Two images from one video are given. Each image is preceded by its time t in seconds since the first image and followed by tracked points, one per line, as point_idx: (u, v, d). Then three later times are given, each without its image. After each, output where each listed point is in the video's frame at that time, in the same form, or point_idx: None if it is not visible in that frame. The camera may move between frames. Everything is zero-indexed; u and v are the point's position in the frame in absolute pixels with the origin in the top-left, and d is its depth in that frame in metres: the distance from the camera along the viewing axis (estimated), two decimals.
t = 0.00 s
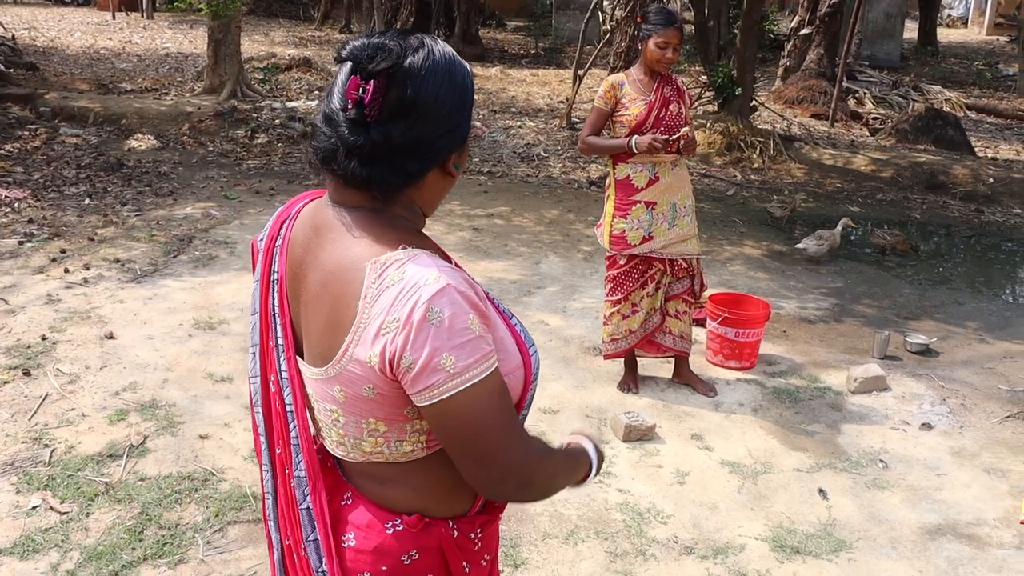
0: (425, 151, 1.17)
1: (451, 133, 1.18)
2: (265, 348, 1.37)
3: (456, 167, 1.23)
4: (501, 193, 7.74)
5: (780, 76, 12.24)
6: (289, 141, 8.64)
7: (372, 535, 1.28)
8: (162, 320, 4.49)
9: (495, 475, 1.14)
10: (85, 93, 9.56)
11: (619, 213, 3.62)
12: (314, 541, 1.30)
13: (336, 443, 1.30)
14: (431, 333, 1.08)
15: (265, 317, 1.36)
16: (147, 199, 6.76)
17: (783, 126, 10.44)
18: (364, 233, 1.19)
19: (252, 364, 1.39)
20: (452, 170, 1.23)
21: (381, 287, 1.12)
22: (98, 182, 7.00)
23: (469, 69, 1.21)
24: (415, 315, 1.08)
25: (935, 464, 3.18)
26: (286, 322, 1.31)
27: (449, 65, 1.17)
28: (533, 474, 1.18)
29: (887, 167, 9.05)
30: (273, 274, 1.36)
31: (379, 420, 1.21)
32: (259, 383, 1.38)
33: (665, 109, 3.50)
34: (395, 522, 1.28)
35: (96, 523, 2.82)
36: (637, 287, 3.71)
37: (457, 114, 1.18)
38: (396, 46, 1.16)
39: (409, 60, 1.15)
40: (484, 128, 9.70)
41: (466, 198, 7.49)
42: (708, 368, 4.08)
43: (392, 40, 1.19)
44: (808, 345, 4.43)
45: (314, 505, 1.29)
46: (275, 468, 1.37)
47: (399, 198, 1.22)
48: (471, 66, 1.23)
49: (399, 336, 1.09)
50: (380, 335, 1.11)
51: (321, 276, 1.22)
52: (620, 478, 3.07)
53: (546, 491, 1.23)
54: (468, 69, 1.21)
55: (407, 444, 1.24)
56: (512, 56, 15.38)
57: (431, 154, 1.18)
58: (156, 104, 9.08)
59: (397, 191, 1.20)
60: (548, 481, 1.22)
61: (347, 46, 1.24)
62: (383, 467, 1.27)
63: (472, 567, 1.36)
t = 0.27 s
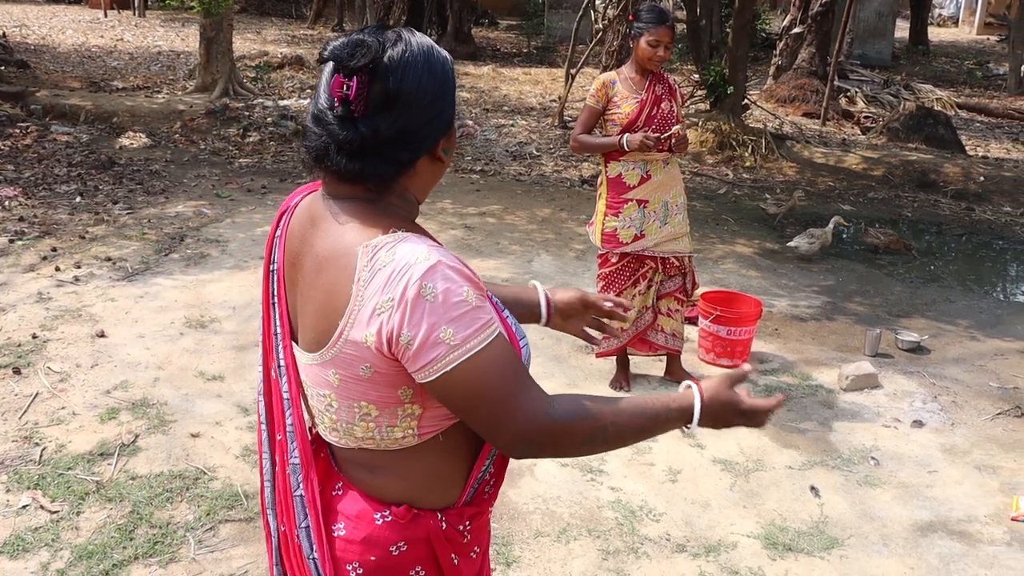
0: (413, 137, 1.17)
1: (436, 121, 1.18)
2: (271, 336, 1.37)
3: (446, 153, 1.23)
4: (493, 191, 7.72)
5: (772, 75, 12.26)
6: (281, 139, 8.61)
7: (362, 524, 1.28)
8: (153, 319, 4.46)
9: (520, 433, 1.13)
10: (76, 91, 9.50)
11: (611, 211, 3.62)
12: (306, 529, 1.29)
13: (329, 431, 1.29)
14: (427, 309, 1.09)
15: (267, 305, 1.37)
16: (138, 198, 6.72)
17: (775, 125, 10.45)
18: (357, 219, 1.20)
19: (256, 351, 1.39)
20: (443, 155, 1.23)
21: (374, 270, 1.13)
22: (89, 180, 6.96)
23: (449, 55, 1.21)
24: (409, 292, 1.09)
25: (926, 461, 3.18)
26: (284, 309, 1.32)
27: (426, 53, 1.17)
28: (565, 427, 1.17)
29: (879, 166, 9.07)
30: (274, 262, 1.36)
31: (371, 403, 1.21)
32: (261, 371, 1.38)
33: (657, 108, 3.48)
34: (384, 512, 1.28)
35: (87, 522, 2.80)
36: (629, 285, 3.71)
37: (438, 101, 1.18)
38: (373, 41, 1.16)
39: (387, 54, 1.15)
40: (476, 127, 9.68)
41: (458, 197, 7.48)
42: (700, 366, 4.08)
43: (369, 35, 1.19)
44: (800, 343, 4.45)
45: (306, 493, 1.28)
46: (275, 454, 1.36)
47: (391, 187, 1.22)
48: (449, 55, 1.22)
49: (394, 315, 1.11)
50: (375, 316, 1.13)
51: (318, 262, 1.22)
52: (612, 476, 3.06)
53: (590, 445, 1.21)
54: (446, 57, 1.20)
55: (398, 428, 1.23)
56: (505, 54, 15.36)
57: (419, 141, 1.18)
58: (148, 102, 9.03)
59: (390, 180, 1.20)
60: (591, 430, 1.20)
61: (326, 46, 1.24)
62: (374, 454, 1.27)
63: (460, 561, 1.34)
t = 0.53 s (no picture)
0: (405, 122, 1.16)
1: (427, 106, 1.17)
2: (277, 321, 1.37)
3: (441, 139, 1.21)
4: (485, 190, 7.71)
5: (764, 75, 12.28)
6: (274, 138, 8.57)
7: (342, 511, 1.27)
8: (145, 317, 4.43)
9: (464, 444, 1.11)
10: (68, 89, 9.45)
11: (603, 211, 3.61)
12: (291, 509, 1.30)
13: (315, 413, 1.28)
14: (396, 296, 1.08)
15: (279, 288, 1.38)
16: (130, 195, 6.68)
17: (767, 125, 10.47)
18: (347, 204, 1.20)
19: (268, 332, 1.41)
20: (438, 141, 1.21)
21: (353, 252, 1.13)
22: (80, 178, 6.92)
23: (438, 43, 1.20)
24: (381, 277, 1.08)
25: (917, 460, 3.18)
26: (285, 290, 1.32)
27: (413, 41, 1.16)
28: (507, 454, 1.15)
29: (871, 166, 9.10)
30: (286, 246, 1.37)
31: (346, 387, 1.19)
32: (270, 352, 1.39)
33: (650, 107, 3.48)
34: (363, 501, 1.26)
35: (78, 520, 2.77)
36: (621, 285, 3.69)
37: (428, 86, 1.16)
38: (359, 30, 1.16)
39: (373, 44, 1.15)
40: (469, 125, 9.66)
41: (450, 196, 7.46)
42: (691, 365, 4.08)
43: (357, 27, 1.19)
44: (791, 342, 4.46)
45: (294, 473, 1.29)
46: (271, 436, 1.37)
47: (387, 173, 1.21)
48: (439, 44, 1.22)
49: (364, 296, 1.09)
50: (347, 296, 1.12)
51: (310, 243, 1.23)
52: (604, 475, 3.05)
53: (525, 480, 1.19)
54: (435, 44, 1.20)
55: (374, 416, 1.21)
56: (498, 53, 15.34)
57: (411, 124, 1.17)
58: (140, 100, 8.98)
59: (384, 166, 1.20)
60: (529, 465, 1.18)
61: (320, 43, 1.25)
62: (353, 441, 1.25)
63: (440, 559, 1.32)
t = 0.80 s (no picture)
0: (411, 126, 1.17)
1: (433, 110, 1.18)
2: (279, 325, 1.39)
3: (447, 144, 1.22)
4: (481, 194, 7.71)
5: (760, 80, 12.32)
6: (269, 140, 8.57)
7: (339, 510, 1.27)
8: (140, 318, 4.43)
9: (400, 455, 1.10)
10: (63, 90, 9.44)
11: (599, 215, 3.61)
12: (290, 509, 1.30)
13: (311, 411, 1.27)
14: (383, 293, 1.09)
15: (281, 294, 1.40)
16: (125, 196, 6.67)
17: (763, 130, 10.50)
18: (352, 203, 1.21)
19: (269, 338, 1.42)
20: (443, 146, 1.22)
21: (353, 248, 1.14)
22: (75, 178, 6.90)
23: (446, 51, 1.21)
24: (373, 272, 1.10)
25: (910, 466, 3.19)
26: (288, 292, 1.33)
27: (421, 48, 1.17)
28: (434, 486, 1.13)
29: (865, 172, 9.14)
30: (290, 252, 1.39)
31: (343, 383, 1.19)
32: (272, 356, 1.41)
33: (645, 112, 3.49)
34: (360, 500, 1.26)
35: (71, 521, 2.77)
36: (616, 289, 3.70)
37: (435, 91, 1.17)
38: (366, 36, 1.17)
39: (381, 49, 1.16)
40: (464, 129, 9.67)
41: (445, 199, 7.46)
42: (685, 370, 4.09)
43: (364, 33, 1.20)
44: (785, 348, 4.47)
45: (292, 473, 1.30)
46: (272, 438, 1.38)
47: (393, 176, 1.21)
48: (444, 51, 1.23)
49: (354, 289, 1.11)
50: (340, 289, 1.13)
51: (314, 242, 1.23)
52: (597, 479, 3.06)
53: (435, 526, 1.14)
54: (441, 51, 1.21)
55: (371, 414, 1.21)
56: (494, 57, 15.36)
57: (417, 129, 1.18)
58: (136, 101, 8.97)
59: (389, 169, 1.20)
60: (447, 510, 1.15)
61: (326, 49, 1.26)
62: (350, 438, 1.24)
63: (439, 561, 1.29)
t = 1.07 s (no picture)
0: (408, 135, 1.18)
1: (430, 119, 1.18)
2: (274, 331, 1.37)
3: (443, 151, 1.23)
4: (480, 198, 7.73)
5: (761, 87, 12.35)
6: (269, 143, 8.58)
7: (346, 515, 1.27)
8: (138, 320, 4.43)
9: (409, 458, 1.10)
10: (64, 91, 9.44)
11: (598, 221, 3.62)
12: (296, 515, 1.29)
13: (316, 418, 1.27)
14: (389, 301, 1.10)
15: (275, 301, 1.37)
16: (125, 198, 6.68)
17: (762, 137, 10.53)
18: (354, 212, 1.21)
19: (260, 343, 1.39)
20: (440, 153, 1.23)
21: (358, 257, 1.15)
22: (75, 180, 6.91)
23: (442, 57, 1.22)
24: (379, 281, 1.10)
25: (907, 473, 3.20)
26: (286, 300, 1.32)
27: (418, 56, 1.17)
28: (445, 489, 1.12)
29: (864, 179, 9.16)
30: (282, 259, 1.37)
31: (352, 391, 1.20)
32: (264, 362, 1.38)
33: (645, 118, 3.51)
34: (367, 505, 1.27)
35: (68, 522, 2.76)
36: (614, 295, 3.71)
37: (431, 100, 1.18)
38: (363, 45, 1.17)
39: (377, 57, 1.16)
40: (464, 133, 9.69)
41: (445, 203, 7.48)
42: (683, 376, 4.10)
43: (361, 41, 1.20)
44: (782, 354, 4.48)
45: (299, 479, 1.28)
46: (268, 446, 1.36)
47: (391, 184, 1.22)
48: (441, 57, 1.23)
49: (361, 296, 1.12)
50: (346, 297, 1.14)
51: (317, 250, 1.24)
52: (594, 484, 3.06)
53: (449, 530, 1.13)
54: (438, 58, 1.21)
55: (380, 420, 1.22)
56: (494, 62, 15.40)
57: (414, 137, 1.18)
58: (136, 103, 8.99)
59: (388, 177, 1.21)
60: (460, 513, 1.13)
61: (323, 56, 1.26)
62: (358, 444, 1.25)
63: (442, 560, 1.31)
